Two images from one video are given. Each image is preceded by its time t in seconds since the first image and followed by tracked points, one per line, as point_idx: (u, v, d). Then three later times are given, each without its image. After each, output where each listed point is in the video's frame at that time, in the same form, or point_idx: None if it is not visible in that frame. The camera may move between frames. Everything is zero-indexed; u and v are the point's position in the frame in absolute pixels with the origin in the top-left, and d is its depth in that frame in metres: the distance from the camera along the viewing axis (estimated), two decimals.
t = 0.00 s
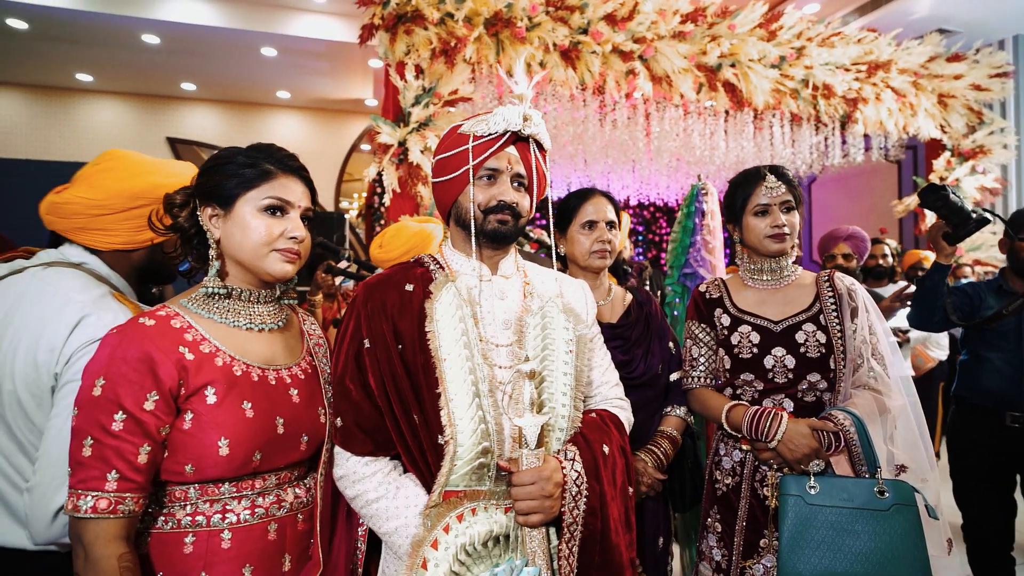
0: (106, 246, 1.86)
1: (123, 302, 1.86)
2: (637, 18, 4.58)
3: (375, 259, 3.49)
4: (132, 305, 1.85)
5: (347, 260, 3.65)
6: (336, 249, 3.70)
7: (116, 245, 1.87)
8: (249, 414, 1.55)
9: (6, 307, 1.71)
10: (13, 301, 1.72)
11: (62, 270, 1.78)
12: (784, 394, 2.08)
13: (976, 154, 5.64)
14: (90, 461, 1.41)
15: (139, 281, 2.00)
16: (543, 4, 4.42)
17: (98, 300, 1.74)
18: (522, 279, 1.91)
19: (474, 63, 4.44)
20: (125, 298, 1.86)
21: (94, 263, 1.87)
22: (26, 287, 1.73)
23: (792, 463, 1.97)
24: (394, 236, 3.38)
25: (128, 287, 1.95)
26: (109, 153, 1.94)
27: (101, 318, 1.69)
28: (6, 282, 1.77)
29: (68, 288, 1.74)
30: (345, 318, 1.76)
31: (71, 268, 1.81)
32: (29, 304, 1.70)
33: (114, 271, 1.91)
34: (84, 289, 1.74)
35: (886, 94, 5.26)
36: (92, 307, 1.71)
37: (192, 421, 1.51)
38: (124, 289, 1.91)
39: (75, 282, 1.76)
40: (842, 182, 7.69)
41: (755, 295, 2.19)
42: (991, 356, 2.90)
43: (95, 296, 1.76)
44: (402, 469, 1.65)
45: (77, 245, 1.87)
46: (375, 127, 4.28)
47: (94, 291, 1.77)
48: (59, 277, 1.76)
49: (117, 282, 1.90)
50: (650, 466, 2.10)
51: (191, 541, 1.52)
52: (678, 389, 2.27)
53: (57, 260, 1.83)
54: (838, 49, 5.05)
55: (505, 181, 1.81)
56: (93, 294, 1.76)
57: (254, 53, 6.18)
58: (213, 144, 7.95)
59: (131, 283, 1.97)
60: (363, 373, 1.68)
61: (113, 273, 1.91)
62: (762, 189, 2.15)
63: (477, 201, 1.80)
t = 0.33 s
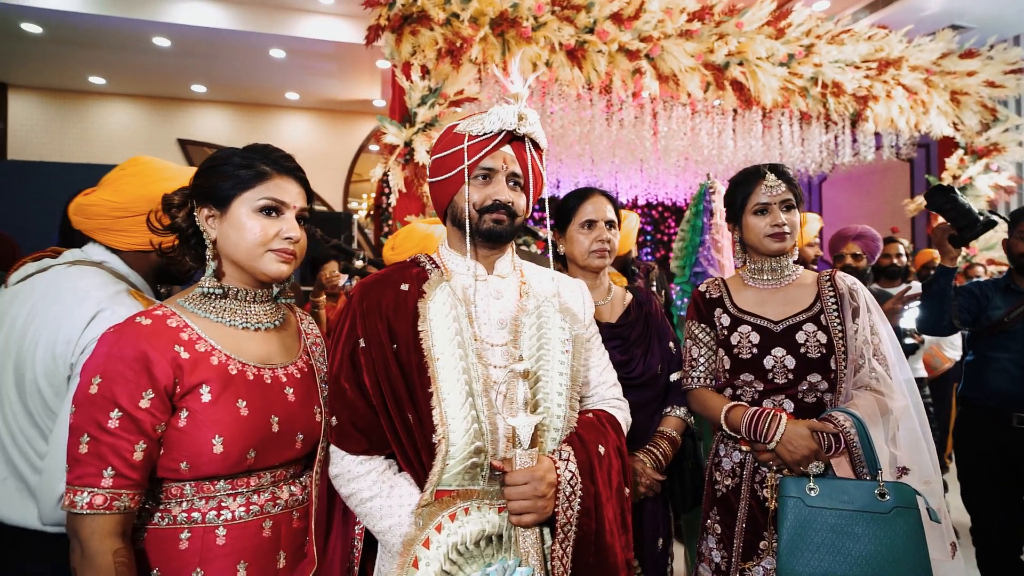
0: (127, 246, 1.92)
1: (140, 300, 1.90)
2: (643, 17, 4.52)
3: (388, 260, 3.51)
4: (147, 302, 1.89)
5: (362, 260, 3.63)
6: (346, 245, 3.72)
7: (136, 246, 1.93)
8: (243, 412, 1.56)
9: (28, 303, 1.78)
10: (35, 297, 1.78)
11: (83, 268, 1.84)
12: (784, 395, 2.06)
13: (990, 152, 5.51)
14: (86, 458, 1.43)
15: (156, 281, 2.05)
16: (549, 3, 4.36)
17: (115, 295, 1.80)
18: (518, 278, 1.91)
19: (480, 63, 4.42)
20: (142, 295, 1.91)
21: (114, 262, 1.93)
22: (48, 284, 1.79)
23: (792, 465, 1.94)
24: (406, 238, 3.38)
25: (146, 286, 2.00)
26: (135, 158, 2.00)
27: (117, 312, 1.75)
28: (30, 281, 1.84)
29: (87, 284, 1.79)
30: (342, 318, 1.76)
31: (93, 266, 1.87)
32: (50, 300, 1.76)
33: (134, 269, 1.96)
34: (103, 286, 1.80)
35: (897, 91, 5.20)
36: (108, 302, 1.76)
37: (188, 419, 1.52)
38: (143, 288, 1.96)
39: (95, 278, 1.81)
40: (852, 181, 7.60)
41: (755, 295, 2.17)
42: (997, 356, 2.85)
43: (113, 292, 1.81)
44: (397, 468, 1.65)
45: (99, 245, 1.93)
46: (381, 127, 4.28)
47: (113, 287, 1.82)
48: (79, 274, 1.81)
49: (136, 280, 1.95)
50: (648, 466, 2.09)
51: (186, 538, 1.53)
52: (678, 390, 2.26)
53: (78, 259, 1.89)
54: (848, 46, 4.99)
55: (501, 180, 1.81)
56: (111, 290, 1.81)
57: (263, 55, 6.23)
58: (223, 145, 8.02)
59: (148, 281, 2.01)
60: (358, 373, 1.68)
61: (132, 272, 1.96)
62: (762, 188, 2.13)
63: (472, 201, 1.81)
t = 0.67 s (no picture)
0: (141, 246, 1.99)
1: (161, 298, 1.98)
2: (651, 16, 4.48)
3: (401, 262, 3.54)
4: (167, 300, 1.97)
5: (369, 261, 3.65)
6: (354, 244, 3.74)
7: (140, 244, 1.99)
8: (240, 409, 1.58)
9: (60, 304, 1.89)
10: (66, 298, 1.89)
11: (108, 268, 1.94)
12: (786, 396, 2.04)
13: (1009, 149, 5.38)
14: (86, 453, 1.45)
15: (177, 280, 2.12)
16: (556, 3, 4.32)
17: (137, 291, 1.88)
18: (516, 277, 1.90)
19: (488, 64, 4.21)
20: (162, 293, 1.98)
21: (136, 262, 2.01)
22: (77, 284, 1.90)
23: (793, 466, 1.92)
24: (419, 241, 3.40)
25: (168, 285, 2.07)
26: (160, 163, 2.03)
27: (136, 305, 1.83)
28: (64, 283, 1.95)
29: (111, 283, 1.88)
30: (340, 317, 1.78)
31: (116, 266, 1.95)
32: (80, 300, 1.87)
33: (155, 268, 2.04)
34: (125, 283, 1.89)
35: (912, 88, 5.12)
36: (130, 297, 1.85)
37: (185, 416, 1.54)
38: (164, 286, 2.03)
39: (118, 277, 1.91)
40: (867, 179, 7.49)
41: (757, 295, 2.15)
42: (1009, 358, 2.79)
43: (134, 289, 1.90)
44: (393, 466, 1.66)
45: (123, 246, 2.01)
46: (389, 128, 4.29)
47: (134, 284, 1.90)
48: (104, 274, 1.91)
49: (157, 279, 2.02)
50: (648, 467, 2.08)
51: (184, 533, 1.55)
52: (680, 390, 2.24)
53: (105, 260, 1.99)
54: (861, 43, 4.92)
55: (497, 180, 1.81)
56: (132, 288, 1.89)
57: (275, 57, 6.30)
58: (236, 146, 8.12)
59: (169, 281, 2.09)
60: (354, 372, 1.69)
61: (154, 271, 2.04)
62: (764, 186, 2.10)
63: (469, 200, 1.81)
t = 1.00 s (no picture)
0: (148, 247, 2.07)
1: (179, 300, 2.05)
2: (661, 14, 4.41)
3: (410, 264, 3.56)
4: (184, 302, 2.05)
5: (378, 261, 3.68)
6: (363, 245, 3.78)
7: (150, 248, 2.08)
8: (239, 407, 1.60)
9: (83, 307, 1.97)
10: (91, 300, 1.97)
11: (131, 272, 2.02)
12: (790, 397, 2.02)
13: None
14: (88, 450, 1.47)
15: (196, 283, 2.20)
16: (565, 2, 4.27)
17: (155, 294, 1.96)
18: (516, 276, 1.90)
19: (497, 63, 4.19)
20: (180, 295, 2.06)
21: (157, 266, 2.09)
22: (101, 288, 1.99)
23: (796, 468, 1.90)
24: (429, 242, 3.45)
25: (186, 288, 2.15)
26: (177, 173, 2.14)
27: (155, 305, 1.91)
28: (89, 287, 2.04)
29: (134, 286, 1.97)
30: (340, 316, 1.78)
31: (138, 270, 2.04)
32: (104, 302, 1.95)
33: (175, 273, 2.13)
34: (145, 285, 1.97)
35: (928, 85, 5.04)
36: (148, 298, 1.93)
37: (185, 413, 1.56)
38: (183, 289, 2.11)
39: (138, 280, 1.99)
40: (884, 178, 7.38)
41: (761, 295, 2.13)
42: None
43: (156, 291, 1.99)
44: (393, 464, 1.66)
45: (144, 252, 2.11)
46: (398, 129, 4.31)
47: (154, 286, 1.99)
48: (127, 277, 2.00)
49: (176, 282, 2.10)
50: (651, 467, 2.06)
51: (185, 528, 1.57)
52: (683, 390, 2.23)
53: (127, 265, 2.07)
54: (875, 39, 4.85)
55: (497, 179, 1.81)
56: (153, 291, 1.98)
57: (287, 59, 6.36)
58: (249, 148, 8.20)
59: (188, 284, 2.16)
60: (353, 371, 1.69)
61: (174, 276, 2.12)
62: (767, 184, 2.08)
63: (469, 199, 1.81)
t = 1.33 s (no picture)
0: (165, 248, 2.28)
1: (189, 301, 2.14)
2: (674, 12, 4.34)
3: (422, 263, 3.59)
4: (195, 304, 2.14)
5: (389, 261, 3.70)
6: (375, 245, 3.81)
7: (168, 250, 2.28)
8: (243, 405, 1.61)
9: (115, 310, 2.09)
10: (121, 304, 2.10)
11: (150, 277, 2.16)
12: (798, 399, 1.99)
13: None
14: (95, 446, 1.50)
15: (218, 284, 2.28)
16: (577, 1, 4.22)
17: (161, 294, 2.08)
18: (519, 276, 1.90)
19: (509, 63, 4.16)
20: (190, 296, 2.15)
21: (177, 272, 2.20)
22: (129, 291, 2.10)
23: (804, 471, 1.87)
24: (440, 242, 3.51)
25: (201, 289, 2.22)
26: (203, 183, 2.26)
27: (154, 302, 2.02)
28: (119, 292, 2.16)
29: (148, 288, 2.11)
30: (344, 316, 1.79)
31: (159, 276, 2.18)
32: (135, 304, 2.08)
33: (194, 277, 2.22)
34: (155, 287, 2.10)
35: (950, 80, 4.93)
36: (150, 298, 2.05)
37: (190, 411, 1.59)
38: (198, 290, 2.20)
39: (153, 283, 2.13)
40: (905, 175, 7.25)
41: (769, 295, 2.11)
42: None
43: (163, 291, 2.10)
44: (394, 463, 1.67)
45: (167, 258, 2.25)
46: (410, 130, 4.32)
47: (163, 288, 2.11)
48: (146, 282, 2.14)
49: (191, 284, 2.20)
50: (657, 469, 2.04)
51: (190, 524, 1.59)
52: (690, 391, 2.21)
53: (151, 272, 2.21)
54: (895, 34, 4.74)
55: (499, 179, 1.81)
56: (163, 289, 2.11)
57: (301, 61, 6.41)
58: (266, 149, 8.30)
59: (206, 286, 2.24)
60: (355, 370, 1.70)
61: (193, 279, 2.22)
62: (774, 182, 2.06)
63: (471, 199, 1.82)
